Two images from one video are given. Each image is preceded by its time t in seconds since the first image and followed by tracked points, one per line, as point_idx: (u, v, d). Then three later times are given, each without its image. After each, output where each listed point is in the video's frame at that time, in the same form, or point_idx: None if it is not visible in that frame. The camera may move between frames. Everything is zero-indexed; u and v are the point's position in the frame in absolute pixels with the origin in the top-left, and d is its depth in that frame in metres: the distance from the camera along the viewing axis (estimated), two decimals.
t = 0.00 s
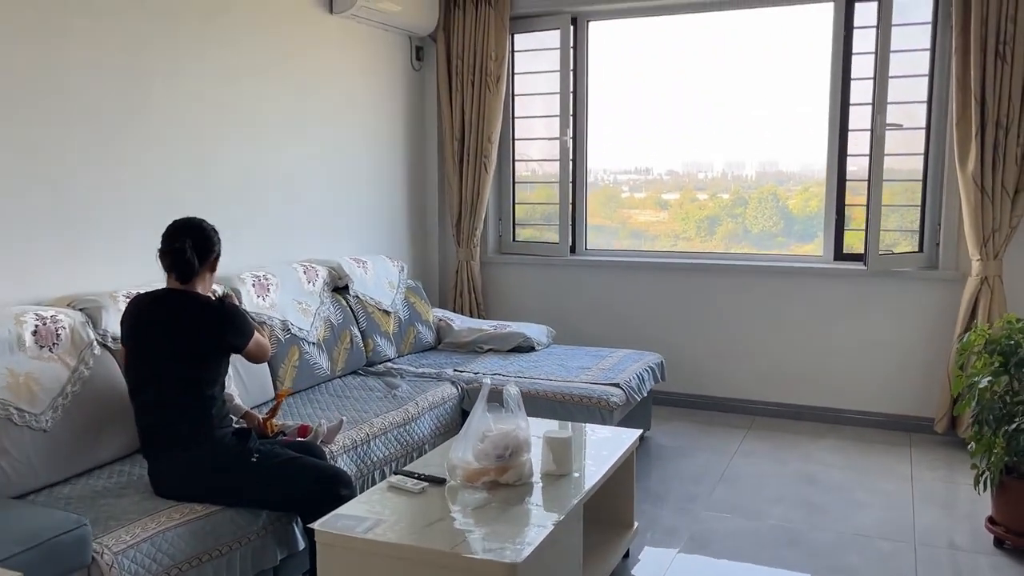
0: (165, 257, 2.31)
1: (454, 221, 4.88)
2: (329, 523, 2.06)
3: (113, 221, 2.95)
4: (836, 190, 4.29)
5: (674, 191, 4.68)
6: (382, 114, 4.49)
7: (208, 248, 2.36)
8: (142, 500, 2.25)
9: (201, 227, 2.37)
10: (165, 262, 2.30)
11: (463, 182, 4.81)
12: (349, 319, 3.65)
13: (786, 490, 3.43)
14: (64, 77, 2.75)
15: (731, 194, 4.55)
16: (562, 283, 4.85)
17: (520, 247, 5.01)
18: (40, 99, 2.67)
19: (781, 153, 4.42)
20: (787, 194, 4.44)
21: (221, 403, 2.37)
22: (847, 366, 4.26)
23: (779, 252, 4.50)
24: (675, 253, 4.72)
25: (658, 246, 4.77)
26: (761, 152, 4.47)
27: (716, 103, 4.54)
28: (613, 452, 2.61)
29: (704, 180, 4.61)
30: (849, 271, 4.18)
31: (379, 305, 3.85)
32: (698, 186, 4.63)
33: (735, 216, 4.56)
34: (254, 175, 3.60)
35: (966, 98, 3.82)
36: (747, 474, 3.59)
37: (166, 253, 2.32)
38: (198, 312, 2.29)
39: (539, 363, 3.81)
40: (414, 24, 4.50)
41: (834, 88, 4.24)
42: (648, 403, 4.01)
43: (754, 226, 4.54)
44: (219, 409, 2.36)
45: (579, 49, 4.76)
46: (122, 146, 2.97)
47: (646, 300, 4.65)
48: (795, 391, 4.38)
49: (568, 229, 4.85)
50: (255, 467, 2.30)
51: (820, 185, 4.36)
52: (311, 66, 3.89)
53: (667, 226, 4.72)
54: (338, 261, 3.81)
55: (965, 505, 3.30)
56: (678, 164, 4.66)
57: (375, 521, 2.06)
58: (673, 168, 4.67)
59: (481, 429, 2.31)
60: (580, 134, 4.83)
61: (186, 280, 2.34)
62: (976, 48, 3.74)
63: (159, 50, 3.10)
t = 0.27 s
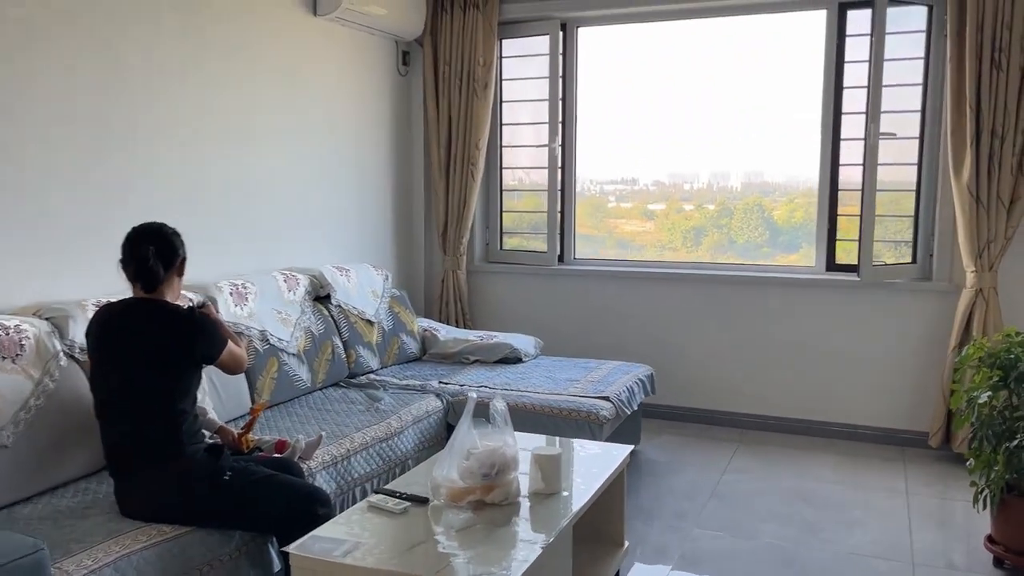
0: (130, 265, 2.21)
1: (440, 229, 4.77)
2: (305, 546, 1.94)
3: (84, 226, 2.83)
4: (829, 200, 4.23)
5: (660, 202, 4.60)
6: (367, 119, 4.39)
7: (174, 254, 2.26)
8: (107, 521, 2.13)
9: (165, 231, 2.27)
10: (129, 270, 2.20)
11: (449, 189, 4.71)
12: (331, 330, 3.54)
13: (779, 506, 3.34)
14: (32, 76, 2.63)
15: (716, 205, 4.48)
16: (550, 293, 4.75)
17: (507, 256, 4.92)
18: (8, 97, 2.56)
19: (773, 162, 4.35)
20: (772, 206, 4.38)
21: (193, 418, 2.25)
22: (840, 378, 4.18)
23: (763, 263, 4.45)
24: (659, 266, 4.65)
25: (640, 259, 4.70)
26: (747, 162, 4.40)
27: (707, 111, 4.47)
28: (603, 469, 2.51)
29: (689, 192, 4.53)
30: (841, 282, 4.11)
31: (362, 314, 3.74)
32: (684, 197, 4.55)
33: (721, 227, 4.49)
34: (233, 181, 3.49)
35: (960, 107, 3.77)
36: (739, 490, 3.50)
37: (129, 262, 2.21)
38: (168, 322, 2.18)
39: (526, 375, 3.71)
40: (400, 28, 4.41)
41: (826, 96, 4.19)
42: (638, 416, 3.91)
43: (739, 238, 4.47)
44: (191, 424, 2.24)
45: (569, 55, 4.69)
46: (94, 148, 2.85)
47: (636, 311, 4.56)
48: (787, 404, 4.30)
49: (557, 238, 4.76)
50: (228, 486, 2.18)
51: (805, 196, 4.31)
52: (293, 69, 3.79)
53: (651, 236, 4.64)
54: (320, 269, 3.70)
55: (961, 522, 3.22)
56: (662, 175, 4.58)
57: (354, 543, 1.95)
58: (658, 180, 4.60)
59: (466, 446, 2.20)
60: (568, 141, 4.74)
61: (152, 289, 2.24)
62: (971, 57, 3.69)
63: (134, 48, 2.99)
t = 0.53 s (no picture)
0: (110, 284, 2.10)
1: (436, 240, 4.67)
2: None
3: (68, 239, 2.72)
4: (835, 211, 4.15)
5: (654, 210, 4.51)
6: (362, 127, 4.29)
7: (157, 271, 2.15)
8: (85, 554, 2.02)
9: (146, 247, 2.16)
10: (109, 289, 2.09)
11: (446, 199, 4.61)
12: (324, 345, 3.44)
13: (787, 528, 3.24)
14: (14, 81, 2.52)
15: (709, 213, 4.40)
16: (549, 305, 4.65)
17: (505, 267, 4.81)
18: None
19: (777, 172, 4.26)
20: (765, 213, 4.30)
21: (178, 442, 2.14)
22: (846, 394, 4.09)
23: (757, 271, 4.37)
24: (654, 275, 4.56)
25: (627, 266, 4.63)
26: (740, 170, 4.33)
27: (709, 120, 4.38)
28: (608, 495, 2.41)
29: (683, 199, 4.45)
30: (847, 296, 4.02)
31: (357, 328, 3.63)
32: (677, 204, 4.47)
33: (715, 234, 4.41)
34: (223, 191, 3.38)
35: (970, 117, 3.69)
36: (745, 511, 3.39)
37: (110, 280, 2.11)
38: (150, 343, 2.07)
39: (525, 392, 3.60)
40: (396, 35, 4.32)
41: (831, 106, 4.11)
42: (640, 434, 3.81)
43: (732, 245, 4.39)
44: (176, 448, 2.12)
45: (568, 63, 4.60)
46: (81, 157, 2.74)
47: (637, 324, 4.46)
48: (791, 420, 4.20)
49: (556, 250, 4.66)
50: (214, 516, 2.08)
51: (799, 205, 4.24)
52: (286, 76, 3.69)
53: (644, 244, 4.56)
54: (314, 282, 3.59)
55: (976, 545, 3.12)
56: (656, 183, 4.50)
57: None
58: (653, 187, 4.51)
59: (466, 472, 2.09)
60: (567, 150, 4.65)
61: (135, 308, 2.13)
62: (980, 66, 3.61)
63: (122, 53, 2.88)
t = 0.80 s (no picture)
0: (115, 293, 2.04)
1: (446, 246, 4.60)
2: None
3: (71, 247, 2.66)
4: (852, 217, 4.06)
5: (661, 214, 4.44)
6: (370, 132, 4.23)
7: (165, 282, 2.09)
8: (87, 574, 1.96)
9: (156, 256, 2.10)
10: (115, 300, 2.04)
11: (455, 205, 4.54)
12: (332, 354, 3.37)
13: (808, 543, 3.15)
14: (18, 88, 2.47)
15: (717, 217, 4.33)
16: (559, 312, 4.58)
17: (515, 274, 4.74)
18: None
19: (792, 176, 4.18)
20: (772, 217, 4.22)
21: (183, 456, 2.07)
22: (865, 404, 4.00)
23: (765, 276, 4.28)
24: (661, 281, 4.50)
25: (631, 273, 4.58)
26: (749, 173, 4.25)
27: (723, 123, 4.29)
28: (626, 512, 2.35)
29: (689, 204, 4.38)
30: (865, 304, 3.94)
31: (365, 337, 3.57)
32: (684, 209, 4.40)
33: (722, 238, 4.34)
34: (228, 197, 3.32)
35: (991, 121, 3.61)
36: (763, 525, 3.31)
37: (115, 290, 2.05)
38: (155, 355, 2.01)
39: (537, 402, 3.53)
40: (406, 38, 4.25)
41: (849, 109, 4.03)
42: (655, 445, 3.73)
43: (740, 250, 4.31)
44: (180, 463, 2.05)
45: (579, 67, 4.53)
46: (84, 164, 2.69)
47: (650, 332, 4.39)
48: (809, 431, 4.11)
49: (567, 257, 4.59)
50: (219, 534, 2.00)
51: (807, 209, 4.16)
52: (293, 81, 3.64)
53: (650, 249, 4.50)
54: (322, 290, 3.52)
55: (1002, 561, 3.03)
56: (663, 187, 4.43)
57: None
58: (659, 191, 4.44)
59: (479, 490, 2.02)
60: (579, 156, 4.58)
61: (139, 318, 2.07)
62: (1003, 69, 3.53)
63: (126, 58, 2.82)
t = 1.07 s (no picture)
0: (133, 298, 2.02)
1: (464, 248, 4.56)
2: None
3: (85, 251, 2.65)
4: (877, 217, 3.99)
5: (679, 215, 4.38)
6: (387, 134, 4.20)
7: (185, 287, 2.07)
8: None
9: (177, 260, 2.07)
10: (132, 304, 2.02)
11: (473, 207, 4.51)
12: (350, 358, 3.34)
13: (833, 550, 3.08)
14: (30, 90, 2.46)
15: (735, 219, 4.26)
16: (578, 315, 4.53)
17: (533, 276, 4.70)
18: None
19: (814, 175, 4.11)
20: (792, 218, 4.15)
21: (200, 462, 2.04)
22: (892, 408, 3.92)
23: (784, 277, 4.21)
24: (680, 284, 4.44)
25: (650, 275, 4.53)
26: (771, 173, 4.18)
27: (744, 122, 4.23)
28: (649, 520, 2.29)
29: (707, 206, 4.32)
30: (892, 305, 3.86)
31: (383, 341, 3.53)
32: (702, 211, 4.33)
33: (741, 239, 4.27)
34: (242, 200, 3.31)
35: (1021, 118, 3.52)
36: (787, 531, 3.24)
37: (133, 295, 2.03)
38: (172, 360, 1.98)
39: (557, 406, 3.48)
40: (422, 39, 4.23)
41: (873, 107, 3.95)
42: (676, 449, 3.67)
43: (759, 251, 4.24)
44: (196, 468, 2.02)
45: (597, 67, 4.48)
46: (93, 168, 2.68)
47: (670, 334, 4.33)
48: (834, 435, 4.04)
49: (586, 258, 4.53)
50: (233, 542, 1.97)
51: (826, 210, 4.09)
52: (309, 84, 3.62)
53: (668, 251, 4.45)
54: (339, 293, 3.50)
55: None
56: (681, 187, 4.37)
57: None
58: (677, 193, 4.38)
59: (498, 498, 1.98)
60: (598, 157, 4.54)
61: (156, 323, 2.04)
62: None
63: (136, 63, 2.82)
